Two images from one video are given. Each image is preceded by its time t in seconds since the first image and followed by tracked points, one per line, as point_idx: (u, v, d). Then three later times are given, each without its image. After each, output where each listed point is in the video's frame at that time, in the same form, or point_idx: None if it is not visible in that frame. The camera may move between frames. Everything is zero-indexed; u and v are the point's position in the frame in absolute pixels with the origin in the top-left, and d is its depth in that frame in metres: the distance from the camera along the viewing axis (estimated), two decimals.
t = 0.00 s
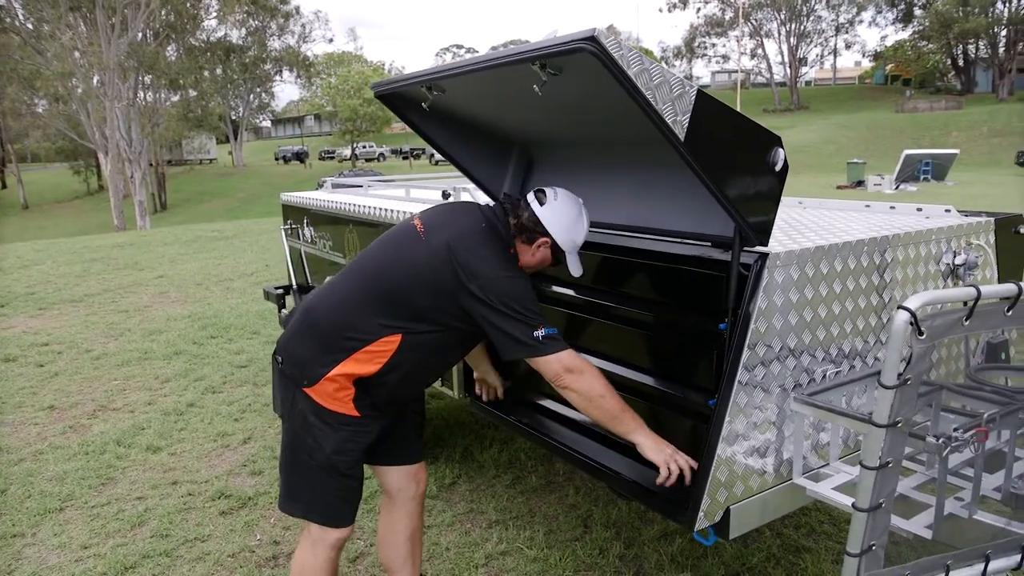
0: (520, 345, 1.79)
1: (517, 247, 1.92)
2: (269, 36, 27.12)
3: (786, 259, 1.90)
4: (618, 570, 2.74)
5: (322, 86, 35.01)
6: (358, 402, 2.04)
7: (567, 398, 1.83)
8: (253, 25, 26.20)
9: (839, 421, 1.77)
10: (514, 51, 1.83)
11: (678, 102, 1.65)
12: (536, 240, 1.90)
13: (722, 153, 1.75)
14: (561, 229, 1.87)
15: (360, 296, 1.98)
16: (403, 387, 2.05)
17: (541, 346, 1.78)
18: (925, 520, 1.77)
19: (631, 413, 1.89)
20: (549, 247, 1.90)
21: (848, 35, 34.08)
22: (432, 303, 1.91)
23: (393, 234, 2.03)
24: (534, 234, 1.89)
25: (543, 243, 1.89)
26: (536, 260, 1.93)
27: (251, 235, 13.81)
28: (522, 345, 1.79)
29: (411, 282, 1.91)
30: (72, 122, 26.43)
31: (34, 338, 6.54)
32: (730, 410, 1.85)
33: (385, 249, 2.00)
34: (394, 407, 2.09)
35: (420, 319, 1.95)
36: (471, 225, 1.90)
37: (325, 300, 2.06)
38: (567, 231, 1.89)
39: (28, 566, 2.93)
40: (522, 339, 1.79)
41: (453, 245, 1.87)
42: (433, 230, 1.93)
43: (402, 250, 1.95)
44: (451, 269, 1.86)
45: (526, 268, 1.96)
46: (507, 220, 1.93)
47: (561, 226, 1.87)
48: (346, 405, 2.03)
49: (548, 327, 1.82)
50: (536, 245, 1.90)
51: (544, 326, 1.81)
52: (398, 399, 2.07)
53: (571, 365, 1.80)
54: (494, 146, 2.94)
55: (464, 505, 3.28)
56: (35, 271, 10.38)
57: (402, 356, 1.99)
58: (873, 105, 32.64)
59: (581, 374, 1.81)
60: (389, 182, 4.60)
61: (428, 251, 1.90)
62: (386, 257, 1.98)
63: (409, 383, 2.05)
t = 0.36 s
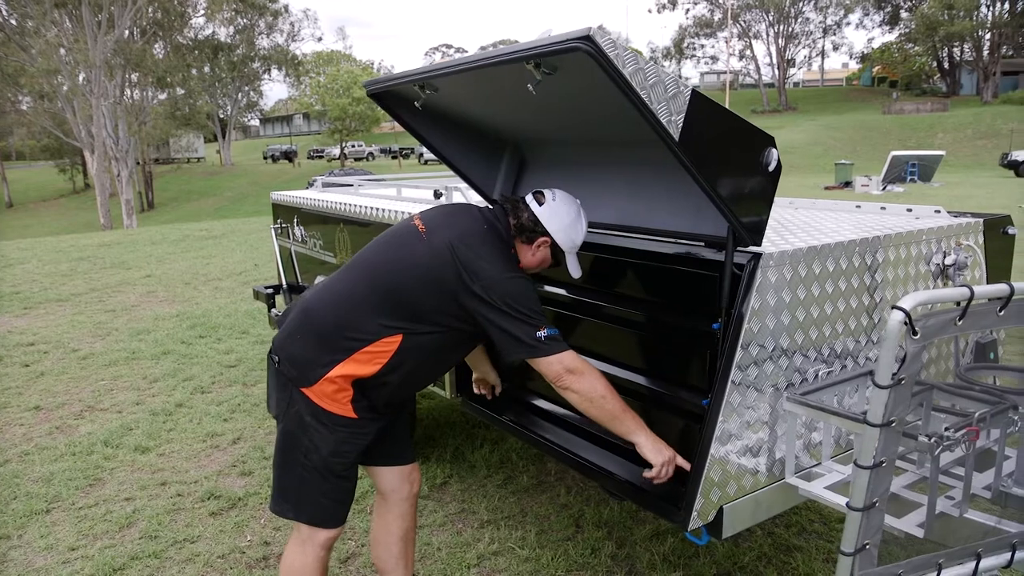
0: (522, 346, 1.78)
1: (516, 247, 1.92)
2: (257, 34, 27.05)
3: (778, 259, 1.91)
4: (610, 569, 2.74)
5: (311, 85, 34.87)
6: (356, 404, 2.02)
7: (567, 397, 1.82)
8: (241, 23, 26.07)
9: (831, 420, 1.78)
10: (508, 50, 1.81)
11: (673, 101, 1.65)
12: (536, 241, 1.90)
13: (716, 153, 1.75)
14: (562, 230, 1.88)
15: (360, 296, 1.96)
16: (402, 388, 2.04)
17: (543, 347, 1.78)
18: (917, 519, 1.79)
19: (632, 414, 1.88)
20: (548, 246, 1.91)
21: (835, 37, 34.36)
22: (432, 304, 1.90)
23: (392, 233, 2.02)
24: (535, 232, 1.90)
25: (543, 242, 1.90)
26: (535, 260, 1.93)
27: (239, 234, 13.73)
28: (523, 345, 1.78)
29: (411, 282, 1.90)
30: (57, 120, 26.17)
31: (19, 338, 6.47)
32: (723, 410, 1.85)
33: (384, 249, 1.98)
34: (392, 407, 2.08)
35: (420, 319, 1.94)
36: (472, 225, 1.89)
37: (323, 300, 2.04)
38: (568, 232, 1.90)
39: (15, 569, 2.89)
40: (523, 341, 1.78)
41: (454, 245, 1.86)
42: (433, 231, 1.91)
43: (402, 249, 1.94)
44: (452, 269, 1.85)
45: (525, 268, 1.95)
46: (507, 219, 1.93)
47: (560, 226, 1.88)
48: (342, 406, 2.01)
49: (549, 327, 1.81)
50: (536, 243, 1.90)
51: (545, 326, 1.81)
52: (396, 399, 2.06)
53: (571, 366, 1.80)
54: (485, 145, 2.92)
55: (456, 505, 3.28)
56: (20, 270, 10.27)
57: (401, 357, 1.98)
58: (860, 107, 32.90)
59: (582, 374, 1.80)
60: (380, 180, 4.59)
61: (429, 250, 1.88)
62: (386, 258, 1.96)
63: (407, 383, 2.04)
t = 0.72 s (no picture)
0: (526, 347, 1.78)
1: (517, 234, 1.91)
2: (252, 31, 26.95)
3: (778, 257, 1.91)
4: (608, 568, 2.73)
5: (305, 82, 34.76)
6: (356, 403, 2.02)
7: (568, 399, 1.82)
8: (236, 20, 26.01)
9: (831, 419, 1.78)
10: (508, 47, 1.80)
11: (674, 99, 1.65)
12: (534, 220, 1.89)
13: (717, 149, 1.75)
14: (558, 208, 1.88)
15: (362, 294, 1.95)
16: (403, 387, 2.04)
17: (548, 348, 1.77)
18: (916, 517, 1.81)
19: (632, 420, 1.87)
20: (548, 226, 1.88)
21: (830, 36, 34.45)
22: (436, 304, 1.89)
23: (395, 232, 2.01)
24: (531, 215, 1.90)
25: (541, 222, 1.88)
26: (539, 245, 1.89)
27: (233, 232, 13.69)
28: (527, 347, 1.78)
29: (415, 282, 1.89)
30: (49, 117, 26.03)
31: (12, 335, 6.43)
32: (722, 408, 1.85)
33: (387, 249, 1.97)
34: (392, 407, 2.08)
35: (423, 318, 1.93)
36: (476, 226, 1.88)
37: (324, 298, 2.02)
38: (565, 210, 1.89)
39: (9, 568, 2.88)
40: (528, 342, 1.78)
41: (459, 245, 1.85)
42: (437, 231, 1.90)
43: (406, 248, 1.92)
44: (456, 269, 1.84)
45: (530, 257, 1.90)
46: (511, 218, 1.92)
47: (555, 205, 1.88)
48: (342, 405, 2.01)
49: (554, 329, 1.81)
50: (534, 226, 1.89)
51: (549, 328, 1.80)
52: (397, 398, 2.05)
53: (573, 369, 1.79)
54: (483, 142, 2.91)
55: (452, 503, 3.27)
56: (13, 267, 10.21)
57: (403, 356, 1.97)
58: (854, 106, 32.99)
59: (582, 380, 1.80)
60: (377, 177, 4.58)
61: (433, 249, 1.87)
62: (388, 257, 1.95)
63: (409, 382, 2.03)
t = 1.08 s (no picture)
0: (531, 353, 1.78)
1: (520, 237, 1.91)
2: (244, 28, 26.81)
3: (775, 254, 1.91)
4: (606, 564, 2.74)
5: (298, 79, 34.62)
6: (355, 401, 2.01)
7: (576, 405, 1.81)
8: (228, 18, 25.86)
9: (829, 415, 1.79)
10: (505, 43, 1.79)
11: (671, 95, 1.65)
12: (535, 223, 1.89)
13: (715, 146, 1.75)
14: (557, 209, 1.88)
15: (366, 295, 1.94)
16: (402, 388, 2.03)
17: (554, 353, 1.77)
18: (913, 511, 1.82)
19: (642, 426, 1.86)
20: (549, 229, 1.88)
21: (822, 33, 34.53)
22: (440, 308, 1.88)
23: (400, 233, 2.00)
24: (531, 218, 1.91)
25: (542, 224, 1.88)
26: (542, 248, 1.89)
27: (226, 229, 13.63)
28: (534, 352, 1.78)
29: (420, 284, 1.88)
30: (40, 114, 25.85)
31: (4, 334, 6.39)
32: (720, 404, 1.85)
33: (392, 249, 1.96)
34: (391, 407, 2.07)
35: (426, 321, 1.92)
36: (483, 231, 1.88)
37: (326, 297, 2.01)
38: (565, 212, 1.90)
39: (2, 569, 2.86)
40: (533, 347, 1.78)
41: (464, 250, 1.85)
42: (443, 235, 1.90)
43: (411, 251, 1.92)
44: (461, 273, 1.84)
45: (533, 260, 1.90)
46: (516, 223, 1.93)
47: (554, 207, 1.89)
48: (342, 403, 2.00)
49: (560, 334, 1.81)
50: (535, 229, 1.89)
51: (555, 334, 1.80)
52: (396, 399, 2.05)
53: (580, 374, 1.78)
54: (479, 138, 2.90)
55: (449, 500, 3.27)
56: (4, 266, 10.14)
57: (405, 358, 1.97)
58: (846, 103, 33.08)
59: (591, 384, 1.79)
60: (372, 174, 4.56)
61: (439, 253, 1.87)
62: (393, 258, 1.94)
63: (409, 384, 2.03)
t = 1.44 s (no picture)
0: (532, 345, 1.77)
1: (522, 229, 1.90)
2: (239, 27, 26.78)
3: (775, 251, 1.91)
4: (605, 563, 2.73)
5: (293, 77, 34.55)
6: (360, 400, 2.01)
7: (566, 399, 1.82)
8: (223, 16, 25.82)
9: (829, 412, 1.79)
10: (505, 41, 1.78)
11: (672, 92, 1.64)
12: (537, 215, 1.88)
13: (715, 141, 1.75)
14: (560, 202, 1.88)
15: (367, 293, 1.94)
16: (407, 385, 2.03)
17: (552, 345, 1.76)
18: (913, 508, 1.82)
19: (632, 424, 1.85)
20: (551, 222, 1.88)
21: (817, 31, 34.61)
22: (441, 302, 1.88)
23: (401, 229, 2.00)
24: (533, 210, 1.90)
25: (544, 216, 1.88)
26: (543, 242, 1.88)
27: (221, 228, 13.60)
28: (534, 343, 1.77)
29: (422, 278, 1.88)
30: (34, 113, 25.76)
31: None
32: (720, 402, 1.85)
33: (393, 245, 1.96)
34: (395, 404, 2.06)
35: (428, 316, 1.92)
36: (484, 222, 1.88)
37: (328, 296, 2.01)
38: (567, 204, 1.89)
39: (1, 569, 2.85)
40: (533, 338, 1.77)
41: (465, 241, 1.84)
42: (443, 229, 1.89)
43: (412, 246, 1.92)
44: (462, 266, 1.83)
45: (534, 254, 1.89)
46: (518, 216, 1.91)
47: (556, 199, 1.88)
48: (344, 400, 1.99)
49: (559, 325, 1.80)
50: (537, 221, 1.88)
51: (554, 324, 1.79)
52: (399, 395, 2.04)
53: (573, 368, 1.78)
54: (477, 137, 2.90)
55: (448, 499, 3.26)
56: None
57: (408, 354, 1.96)
58: (842, 100, 33.15)
59: (584, 378, 1.79)
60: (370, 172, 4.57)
61: (440, 246, 1.87)
62: (393, 254, 1.94)
63: (413, 380, 2.02)
